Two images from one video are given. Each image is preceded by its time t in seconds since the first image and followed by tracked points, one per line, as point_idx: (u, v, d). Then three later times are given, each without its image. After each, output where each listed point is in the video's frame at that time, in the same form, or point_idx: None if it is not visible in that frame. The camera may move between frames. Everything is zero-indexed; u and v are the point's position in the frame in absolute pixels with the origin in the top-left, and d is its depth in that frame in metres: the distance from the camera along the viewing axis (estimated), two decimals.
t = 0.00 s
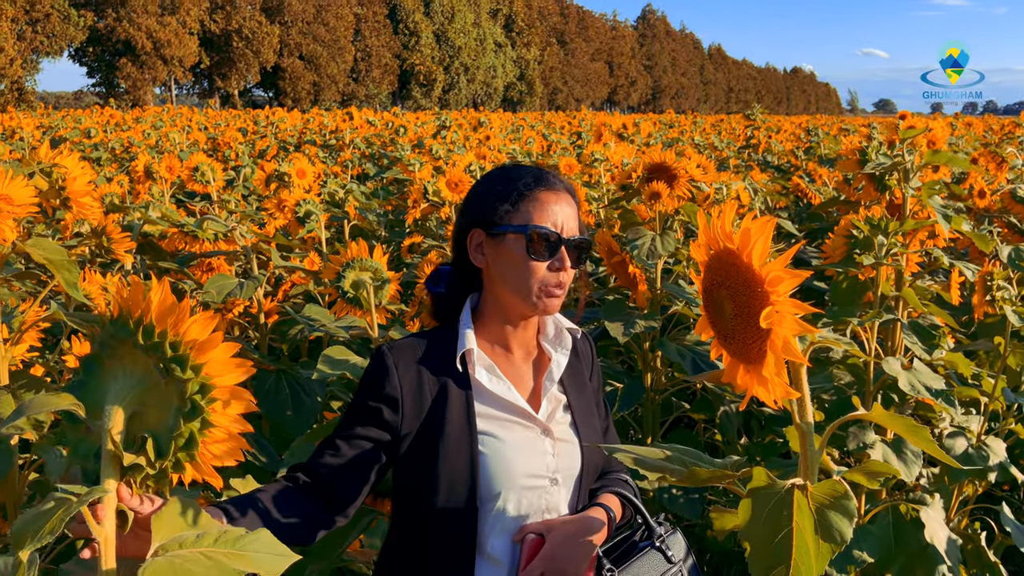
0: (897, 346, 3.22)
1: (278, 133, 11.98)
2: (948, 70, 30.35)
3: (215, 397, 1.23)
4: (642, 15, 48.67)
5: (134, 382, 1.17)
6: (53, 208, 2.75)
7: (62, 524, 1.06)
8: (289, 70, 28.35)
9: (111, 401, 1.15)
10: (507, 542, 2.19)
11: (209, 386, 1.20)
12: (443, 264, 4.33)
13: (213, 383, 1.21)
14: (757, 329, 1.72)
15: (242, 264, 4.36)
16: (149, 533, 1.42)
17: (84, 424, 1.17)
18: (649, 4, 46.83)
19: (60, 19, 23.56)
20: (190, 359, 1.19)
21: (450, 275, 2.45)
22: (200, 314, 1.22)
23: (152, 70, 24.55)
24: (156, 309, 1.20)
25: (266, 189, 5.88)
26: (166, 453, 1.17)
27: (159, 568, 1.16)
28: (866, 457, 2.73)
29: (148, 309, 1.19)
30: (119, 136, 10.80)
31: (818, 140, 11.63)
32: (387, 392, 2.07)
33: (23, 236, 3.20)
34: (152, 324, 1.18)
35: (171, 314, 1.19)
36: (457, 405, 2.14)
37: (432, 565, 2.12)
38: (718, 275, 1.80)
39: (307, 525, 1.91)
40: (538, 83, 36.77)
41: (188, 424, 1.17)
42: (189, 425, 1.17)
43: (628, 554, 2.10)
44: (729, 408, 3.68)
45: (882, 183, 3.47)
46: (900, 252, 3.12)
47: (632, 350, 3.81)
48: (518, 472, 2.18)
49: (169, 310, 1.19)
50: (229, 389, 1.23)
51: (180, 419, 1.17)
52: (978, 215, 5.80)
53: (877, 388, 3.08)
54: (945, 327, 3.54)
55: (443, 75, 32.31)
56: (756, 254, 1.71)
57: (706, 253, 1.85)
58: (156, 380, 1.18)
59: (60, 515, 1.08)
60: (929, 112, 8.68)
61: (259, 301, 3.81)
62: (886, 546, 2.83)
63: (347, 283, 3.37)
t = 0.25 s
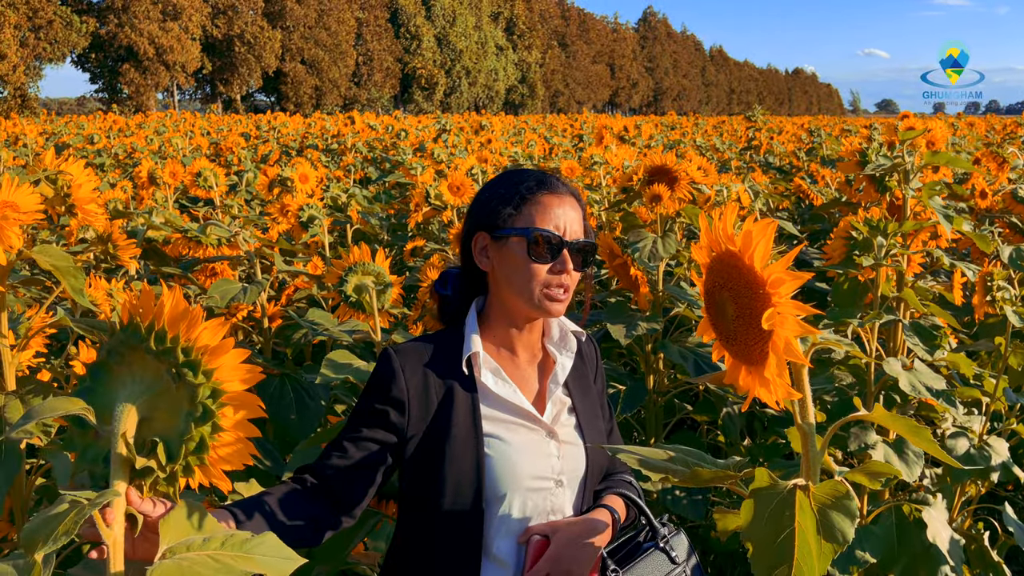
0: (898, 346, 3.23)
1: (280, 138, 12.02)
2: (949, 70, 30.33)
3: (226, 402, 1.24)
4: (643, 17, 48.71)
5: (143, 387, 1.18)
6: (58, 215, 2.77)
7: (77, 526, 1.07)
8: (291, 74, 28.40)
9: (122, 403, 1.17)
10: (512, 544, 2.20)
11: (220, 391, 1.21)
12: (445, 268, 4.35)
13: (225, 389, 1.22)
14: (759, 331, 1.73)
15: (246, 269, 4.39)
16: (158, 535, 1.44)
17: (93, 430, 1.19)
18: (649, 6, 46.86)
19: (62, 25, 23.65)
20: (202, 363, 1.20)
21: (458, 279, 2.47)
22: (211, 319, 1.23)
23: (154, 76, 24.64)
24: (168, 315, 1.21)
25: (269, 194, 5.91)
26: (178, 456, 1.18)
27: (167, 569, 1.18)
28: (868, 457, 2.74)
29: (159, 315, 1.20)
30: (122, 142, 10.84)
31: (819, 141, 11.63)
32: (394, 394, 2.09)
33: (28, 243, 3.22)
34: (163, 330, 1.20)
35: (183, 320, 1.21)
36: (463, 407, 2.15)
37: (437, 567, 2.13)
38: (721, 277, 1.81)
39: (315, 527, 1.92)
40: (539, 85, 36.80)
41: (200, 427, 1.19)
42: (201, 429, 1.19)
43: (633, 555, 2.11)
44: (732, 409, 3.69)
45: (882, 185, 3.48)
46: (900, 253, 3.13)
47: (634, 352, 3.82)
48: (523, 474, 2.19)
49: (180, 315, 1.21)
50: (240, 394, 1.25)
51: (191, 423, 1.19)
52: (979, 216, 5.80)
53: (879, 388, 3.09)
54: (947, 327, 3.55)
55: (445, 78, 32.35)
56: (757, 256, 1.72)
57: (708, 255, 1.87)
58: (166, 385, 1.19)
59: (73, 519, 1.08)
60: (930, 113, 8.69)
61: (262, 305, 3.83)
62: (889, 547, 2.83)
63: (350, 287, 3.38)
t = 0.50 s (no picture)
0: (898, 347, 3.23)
1: (281, 142, 12.04)
2: (949, 70, 30.33)
3: (231, 407, 1.26)
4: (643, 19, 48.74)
5: (145, 393, 1.19)
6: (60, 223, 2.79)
7: (92, 526, 1.08)
8: (292, 79, 28.44)
9: (127, 403, 1.17)
10: (513, 546, 2.21)
11: (225, 396, 1.23)
12: (446, 272, 4.36)
13: (230, 396, 1.25)
14: (756, 334, 1.74)
15: (247, 274, 4.40)
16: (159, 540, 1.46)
17: (91, 438, 1.20)
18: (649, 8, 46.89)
19: (64, 32, 23.71)
20: (207, 369, 1.22)
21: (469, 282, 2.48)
22: (215, 326, 1.26)
23: (156, 81, 24.69)
24: (173, 320, 1.23)
25: (270, 199, 5.92)
26: (181, 461, 1.19)
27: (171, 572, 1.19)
28: (867, 458, 2.75)
29: (164, 321, 1.22)
30: (124, 148, 10.86)
31: (819, 142, 11.63)
32: (395, 397, 2.10)
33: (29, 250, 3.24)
34: (168, 336, 1.21)
35: (187, 327, 1.23)
36: (463, 411, 2.16)
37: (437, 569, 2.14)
38: (717, 280, 1.82)
39: (315, 528, 1.93)
40: (540, 88, 36.81)
41: (205, 431, 1.20)
42: (206, 433, 1.20)
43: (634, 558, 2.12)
44: (733, 411, 3.70)
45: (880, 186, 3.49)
46: (898, 254, 3.14)
47: (635, 355, 3.83)
48: (523, 476, 2.20)
49: (184, 321, 1.23)
50: (243, 400, 1.27)
51: (196, 428, 1.20)
52: (979, 216, 5.81)
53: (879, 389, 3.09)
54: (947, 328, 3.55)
55: (445, 81, 32.37)
56: (753, 260, 1.74)
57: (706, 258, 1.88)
58: (170, 391, 1.20)
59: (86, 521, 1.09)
60: (930, 114, 8.69)
61: (264, 310, 3.85)
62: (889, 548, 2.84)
63: (351, 292, 3.40)
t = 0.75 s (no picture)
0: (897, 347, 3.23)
1: (282, 145, 12.05)
2: (948, 70, 30.34)
3: (229, 409, 1.29)
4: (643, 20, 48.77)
5: (146, 396, 1.19)
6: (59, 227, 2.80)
7: (93, 524, 1.07)
8: (292, 81, 28.46)
9: (128, 405, 1.17)
10: (512, 547, 2.22)
11: (224, 397, 1.25)
12: (446, 274, 4.37)
13: (229, 397, 1.27)
14: (750, 335, 1.75)
15: (247, 277, 4.41)
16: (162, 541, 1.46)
17: (93, 441, 1.19)
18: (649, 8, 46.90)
19: (64, 35, 23.75)
20: (206, 371, 1.24)
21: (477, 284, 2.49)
22: (213, 330, 1.29)
23: (156, 84, 24.74)
24: (173, 324, 1.25)
25: (270, 202, 5.94)
26: (182, 461, 1.21)
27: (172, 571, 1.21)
28: (866, 458, 2.75)
29: (164, 325, 1.24)
30: (124, 151, 10.88)
31: (819, 142, 11.63)
32: (395, 399, 2.11)
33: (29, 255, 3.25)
34: (169, 340, 1.22)
35: (187, 330, 1.25)
36: (463, 413, 2.17)
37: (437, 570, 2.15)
38: (711, 283, 1.83)
39: (314, 528, 1.94)
40: (540, 89, 36.82)
41: (205, 431, 1.22)
42: (207, 432, 1.22)
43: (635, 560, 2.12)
44: (733, 411, 3.71)
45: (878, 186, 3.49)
46: (896, 255, 3.14)
47: (635, 356, 3.84)
48: (522, 478, 2.21)
49: (183, 324, 1.26)
50: (240, 402, 1.29)
51: (196, 428, 1.22)
52: (979, 215, 5.81)
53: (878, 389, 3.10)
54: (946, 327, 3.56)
55: (446, 83, 32.38)
56: (747, 262, 1.74)
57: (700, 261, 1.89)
58: (170, 393, 1.21)
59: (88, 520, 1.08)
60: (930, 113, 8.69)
61: (264, 313, 3.86)
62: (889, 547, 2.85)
63: (351, 294, 3.40)
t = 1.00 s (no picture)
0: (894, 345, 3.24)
1: (281, 146, 12.06)
2: (948, 68, 30.33)
3: (242, 409, 1.27)
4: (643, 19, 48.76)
5: (158, 396, 1.21)
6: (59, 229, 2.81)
7: (106, 520, 1.08)
8: (292, 82, 28.48)
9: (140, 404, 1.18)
10: (512, 545, 2.23)
11: (234, 398, 1.25)
12: (445, 274, 4.38)
13: (240, 399, 1.26)
14: (745, 334, 1.76)
15: (247, 277, 4.43)
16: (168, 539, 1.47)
17: (103, 438, 1.21)
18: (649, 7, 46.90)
19: (63, 37, 23.76)
20: (218, 371, 1.23)
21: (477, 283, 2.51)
22: (226, 332, 1.28)
23: (156, 85, 24.76)
24: (187, 324, 1.25)
25: (269, 203, 5.95)
26: (192, 462, 1.21)
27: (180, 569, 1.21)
28: (864, 456, 2.76)
29: (178, 325, 1.24)
30: (124, 152, 10.90)
31: (819, 141, 11.64)
32: (397, 397, 2.13)
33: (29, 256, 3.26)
34: (181, 340, 1.22)
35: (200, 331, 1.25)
36: (464, 411, 2.18)
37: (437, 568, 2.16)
38: (706, 282, 1.84)
39: (315, 525, 1.95)
40: (539, 88, 36.83)
41: (214, 432, 1.22)
42: (217, 434, 1.23)
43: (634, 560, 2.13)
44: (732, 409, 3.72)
45: (876, 185, 3.50)
46: (894, 253, 3.15)
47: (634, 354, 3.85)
48: (522, 476, 2.22)
49: (196, 324, 1.26)
50: (252, 401, 1.27)
51: (206, 429, 1.22)
52: (977, 213, 5.82)
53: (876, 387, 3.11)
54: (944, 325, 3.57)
55: (445, 83, 32.39)
56: (741, 262, 1.76)
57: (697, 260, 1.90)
58: (181, 393, 1.22)
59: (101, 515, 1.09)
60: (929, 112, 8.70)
61: (264, 314, 3.87)
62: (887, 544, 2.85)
63: (351, 294, 3.41)
